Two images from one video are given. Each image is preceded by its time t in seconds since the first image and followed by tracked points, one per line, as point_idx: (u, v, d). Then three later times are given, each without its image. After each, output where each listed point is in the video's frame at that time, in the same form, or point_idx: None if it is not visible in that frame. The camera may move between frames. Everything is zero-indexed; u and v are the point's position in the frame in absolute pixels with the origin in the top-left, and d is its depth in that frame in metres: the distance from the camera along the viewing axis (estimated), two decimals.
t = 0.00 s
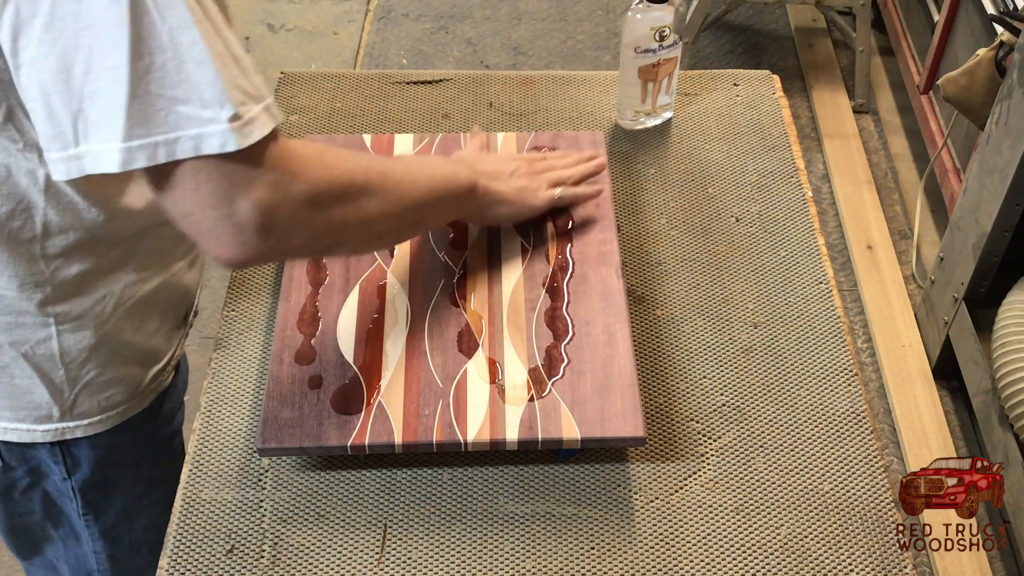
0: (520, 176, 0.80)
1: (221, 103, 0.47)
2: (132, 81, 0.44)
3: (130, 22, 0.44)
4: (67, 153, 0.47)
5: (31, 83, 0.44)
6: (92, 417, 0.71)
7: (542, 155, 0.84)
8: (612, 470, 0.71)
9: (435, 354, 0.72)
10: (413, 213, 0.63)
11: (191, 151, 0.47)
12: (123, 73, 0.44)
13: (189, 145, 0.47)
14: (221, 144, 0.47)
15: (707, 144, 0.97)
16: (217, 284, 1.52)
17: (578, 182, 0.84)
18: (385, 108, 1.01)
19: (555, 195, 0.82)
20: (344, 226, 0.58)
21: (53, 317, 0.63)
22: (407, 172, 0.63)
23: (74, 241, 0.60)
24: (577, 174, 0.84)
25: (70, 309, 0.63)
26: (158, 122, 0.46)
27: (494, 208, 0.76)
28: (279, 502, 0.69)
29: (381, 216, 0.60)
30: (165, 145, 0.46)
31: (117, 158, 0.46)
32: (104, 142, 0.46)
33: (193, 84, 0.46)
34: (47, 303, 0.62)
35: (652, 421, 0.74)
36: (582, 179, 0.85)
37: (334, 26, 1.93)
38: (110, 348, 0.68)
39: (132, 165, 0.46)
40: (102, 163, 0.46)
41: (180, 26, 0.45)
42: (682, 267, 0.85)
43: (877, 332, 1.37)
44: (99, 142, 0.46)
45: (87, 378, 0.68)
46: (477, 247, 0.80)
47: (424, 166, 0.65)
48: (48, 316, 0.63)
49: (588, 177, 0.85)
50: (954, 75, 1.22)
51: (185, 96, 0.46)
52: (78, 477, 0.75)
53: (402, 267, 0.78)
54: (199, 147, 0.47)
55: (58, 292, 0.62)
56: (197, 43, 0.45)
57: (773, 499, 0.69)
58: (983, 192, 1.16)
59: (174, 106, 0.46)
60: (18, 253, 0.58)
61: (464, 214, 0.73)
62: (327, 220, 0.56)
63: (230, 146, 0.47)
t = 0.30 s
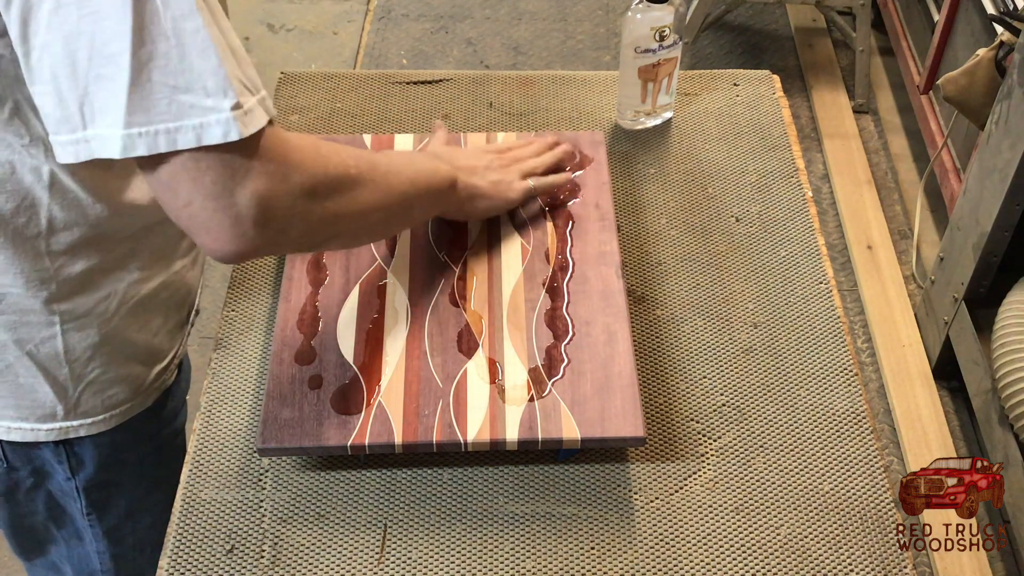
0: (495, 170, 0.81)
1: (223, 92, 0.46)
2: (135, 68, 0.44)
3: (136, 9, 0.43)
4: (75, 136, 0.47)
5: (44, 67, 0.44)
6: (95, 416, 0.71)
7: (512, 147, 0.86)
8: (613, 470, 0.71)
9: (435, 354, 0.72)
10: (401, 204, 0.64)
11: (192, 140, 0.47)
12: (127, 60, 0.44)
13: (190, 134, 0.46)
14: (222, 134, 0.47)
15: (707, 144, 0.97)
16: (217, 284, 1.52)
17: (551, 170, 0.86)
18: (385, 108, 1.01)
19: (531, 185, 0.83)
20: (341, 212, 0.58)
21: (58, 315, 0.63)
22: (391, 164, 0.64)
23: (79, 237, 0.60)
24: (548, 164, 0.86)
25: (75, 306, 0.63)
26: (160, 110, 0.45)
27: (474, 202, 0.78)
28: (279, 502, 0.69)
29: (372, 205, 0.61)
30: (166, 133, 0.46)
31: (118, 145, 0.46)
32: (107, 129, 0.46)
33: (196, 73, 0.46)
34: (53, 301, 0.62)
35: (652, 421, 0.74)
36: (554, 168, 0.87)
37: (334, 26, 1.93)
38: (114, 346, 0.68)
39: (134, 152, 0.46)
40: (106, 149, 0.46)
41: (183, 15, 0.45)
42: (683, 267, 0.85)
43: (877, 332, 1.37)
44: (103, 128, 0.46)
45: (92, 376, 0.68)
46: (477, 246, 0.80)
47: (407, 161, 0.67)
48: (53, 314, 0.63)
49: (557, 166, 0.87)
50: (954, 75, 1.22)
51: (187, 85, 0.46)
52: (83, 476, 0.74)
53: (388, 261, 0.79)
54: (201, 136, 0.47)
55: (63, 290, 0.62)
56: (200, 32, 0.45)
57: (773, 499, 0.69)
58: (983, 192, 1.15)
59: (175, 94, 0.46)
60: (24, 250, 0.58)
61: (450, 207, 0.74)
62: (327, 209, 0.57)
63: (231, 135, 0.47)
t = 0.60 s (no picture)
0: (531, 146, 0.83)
1: (239, 78, 0.46)
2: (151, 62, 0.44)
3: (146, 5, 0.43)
4: (83, 132, 0.47)
5: (45, 67, 0.44)
6: (87, 419, 0.71)
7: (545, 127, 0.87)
8: (613, 470, 0.71)
9: (435, 354, 0.72)
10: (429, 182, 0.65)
11: (210, 126, 0.47)
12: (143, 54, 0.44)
13: (208, 121, 0.47)
14: (239, 118, 0.47)
15: (707, 144, 0.97)
16: (217, 284, 1.52)
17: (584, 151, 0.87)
18: (384, 108, 1.01)
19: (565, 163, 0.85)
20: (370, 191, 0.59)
21: (48, 318, 0.63)
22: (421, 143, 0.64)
23: (70, 241, 0.60)
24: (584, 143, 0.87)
25: (66, 310, 0.63)
26: (178, 100, 0.46)
27: (507, 178, 0.79)
28: (279, 502, 0.69)
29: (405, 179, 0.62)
30: (185, 120, 0.47)
31: (138, 135, 0.47)
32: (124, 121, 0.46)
33: (210, 62, 0.46)
34: (43, 304, 0.62)
35: (652, 421, 0.74)
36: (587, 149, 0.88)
37: (334, 27, 1.93)
38: (106, 350, 0.68)
39: (155, 141, 0.47)
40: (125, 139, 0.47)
41: (195, 6, 0.44)
42: (683, 267, 0.85)
43: (876, 332, 1.37)
44: (120, 120, 0.46)
45: (82, 380, 0.68)
46: (477, 246, 0.80)
47: (439, 134, 0.67)
48: (42, 318, 0.62)
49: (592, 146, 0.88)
50: (954, 75, 1.22)
51: (202, 73, 0.46)
52: (74, 481, 0.74)
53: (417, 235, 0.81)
54: (219, 122, 0.47)
55: (54, 293, 0.62)
56: (213, 22, 0.45)
57: (774, 499, 0.69)
58: (983, 192, 1.15)
59: (192, 83, 0.46)
60: (14, 253, 0.58)
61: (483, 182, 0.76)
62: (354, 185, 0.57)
63: (249, 119, 0.48)
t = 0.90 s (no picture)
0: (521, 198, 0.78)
1: (203, 96, 0.46)
2: (115, 72, 0.44)
3: (115, 13, 0.43)
4: (52, 140, 0.46)
5: (13, 70, 0.43)
6: (93, 417, 0.71)
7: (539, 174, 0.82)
8: (613, 470, 0.71)
9: (435, 354, 0.72)
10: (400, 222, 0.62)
11: (172, 143, 0.46)
12: (108, 63, 0.43)
13: (169, 137, 0.46)
14: (201, 138, 0.46)
15: (707, 144, 0.97)
16: (217, 284, 1.52)
17: (586, 210, 0.82)
18: (385, 108, 1.01)
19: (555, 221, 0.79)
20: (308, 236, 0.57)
21: (56, 317, 0.63)
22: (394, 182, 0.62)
23: (76, 239, 0.60)
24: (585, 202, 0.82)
25: (73, 309, 0.63)
26: (139, 113, 0.45)
27: (485, 227, 0.75)
28: (279, 502, 0.69)
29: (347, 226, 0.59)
30: (145, 136, 0.45)
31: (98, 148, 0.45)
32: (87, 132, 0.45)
33: (175, 77, 0.45)
34: (52, 304, 0.62)
35: (652, 421, 0.74)
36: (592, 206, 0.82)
37: (333, 26, 1.93)
38: (112, 349, 0.68)
39: (114, 156, 0.45)
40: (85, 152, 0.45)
41: (162, 18, 0.44)
42: (683, 267, 0.85)
43: (877, 332, 1.37)
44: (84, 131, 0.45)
45: (89, 379, 0.68)
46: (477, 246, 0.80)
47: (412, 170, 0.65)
48: (51, 317, 0.63)
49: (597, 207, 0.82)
50: (954, 75, 1.22)
51: (166, 88, 0.45)
52: (81, 478, 0.75)
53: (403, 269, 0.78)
54: (180, 139, 0.46)
55: (60, 292, 0.62)
56: (179, 36, 0.44)
57: (773, 499, 0.69)
58: (983, 192, 1.15)
59: (155, 97, 0.45)
60: (20, 252, 0.58)
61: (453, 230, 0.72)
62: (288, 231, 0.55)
63: (210, 140, 0.46)
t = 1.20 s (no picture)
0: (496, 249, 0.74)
1: (166, 103, 0.46)
2: (79, 76, 0.44)
3: (79, 18, 0.43)
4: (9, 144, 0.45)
5: None
6: (93, 416, 0.71)
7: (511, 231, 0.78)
8: (613, 470, 0.71)
9: (435, 354, 0.72)
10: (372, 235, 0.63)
11: (135, 146, 0.47)
12: (71, 67, 0.44)
13: (133, 141, 0.46)
14: (163, 144, 0.47)
15: (707, 144, 0.97)
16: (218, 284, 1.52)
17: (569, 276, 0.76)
18: (385, 108, 1.01)
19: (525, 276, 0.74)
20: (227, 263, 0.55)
21: (57, 315, 0.63)
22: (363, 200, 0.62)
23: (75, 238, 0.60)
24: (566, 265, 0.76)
25: (75, 307, 0.63)
26: (103, 117, 0.46)
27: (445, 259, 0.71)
28: (279, 501, 0.69)
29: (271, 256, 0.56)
30: (108, 139, 0.46)
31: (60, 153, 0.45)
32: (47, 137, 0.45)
33: (139, 82, 0.46)
34: (54, 302, 0.62)
35: (652, 421, 0.74)
36: (576, 273, 0.77)
37: (334, 26, 1.93)
38: (113, 347, 0.68)
39: (76, 160, 0.45)
40: (43, 157, 0.45)
41: (126, 23, 0.44)
42: (683, 267, 0.85)
43: (877, 332, 1.37)
44: (43, 135, 0.45)
45: (89, 377, 0.68)
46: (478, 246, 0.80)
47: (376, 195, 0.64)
48: (51, 315, 0.63)
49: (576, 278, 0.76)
50: (954, 75, 1.22)
51: (130, 93, 0.46)
52: (81, 477, 0.75)
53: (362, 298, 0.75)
54: (142, 144, 0.47)
55: (60, 291, 0.62)
56: (143, 43, 0.45)
57: (774, 499, 0.69)
58: (983, 192, 1.15)
59: (119, 102, 0.46)
60: (20, 250, 0.58)
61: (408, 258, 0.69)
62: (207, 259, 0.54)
63: (173, 147, 0.47)
